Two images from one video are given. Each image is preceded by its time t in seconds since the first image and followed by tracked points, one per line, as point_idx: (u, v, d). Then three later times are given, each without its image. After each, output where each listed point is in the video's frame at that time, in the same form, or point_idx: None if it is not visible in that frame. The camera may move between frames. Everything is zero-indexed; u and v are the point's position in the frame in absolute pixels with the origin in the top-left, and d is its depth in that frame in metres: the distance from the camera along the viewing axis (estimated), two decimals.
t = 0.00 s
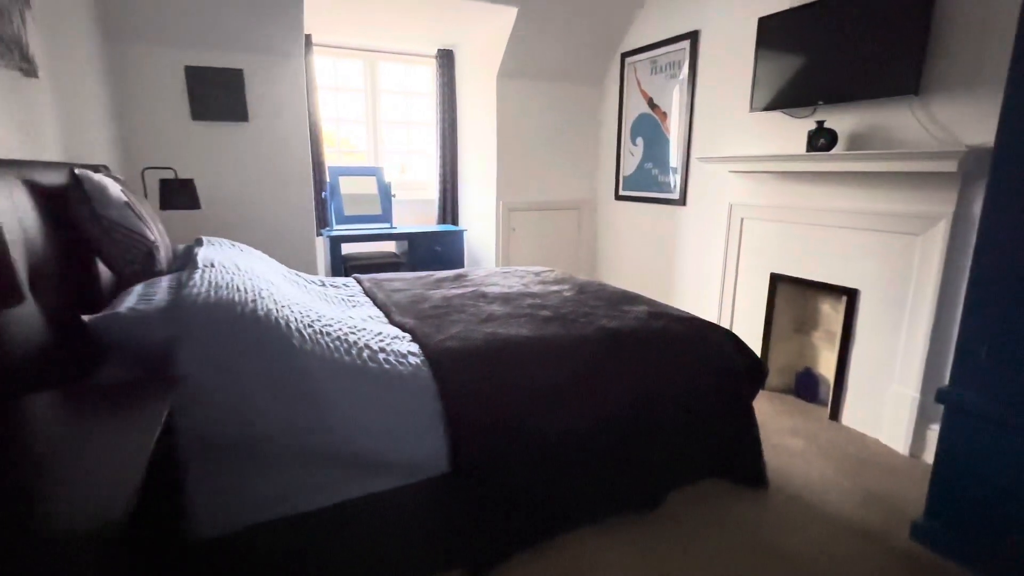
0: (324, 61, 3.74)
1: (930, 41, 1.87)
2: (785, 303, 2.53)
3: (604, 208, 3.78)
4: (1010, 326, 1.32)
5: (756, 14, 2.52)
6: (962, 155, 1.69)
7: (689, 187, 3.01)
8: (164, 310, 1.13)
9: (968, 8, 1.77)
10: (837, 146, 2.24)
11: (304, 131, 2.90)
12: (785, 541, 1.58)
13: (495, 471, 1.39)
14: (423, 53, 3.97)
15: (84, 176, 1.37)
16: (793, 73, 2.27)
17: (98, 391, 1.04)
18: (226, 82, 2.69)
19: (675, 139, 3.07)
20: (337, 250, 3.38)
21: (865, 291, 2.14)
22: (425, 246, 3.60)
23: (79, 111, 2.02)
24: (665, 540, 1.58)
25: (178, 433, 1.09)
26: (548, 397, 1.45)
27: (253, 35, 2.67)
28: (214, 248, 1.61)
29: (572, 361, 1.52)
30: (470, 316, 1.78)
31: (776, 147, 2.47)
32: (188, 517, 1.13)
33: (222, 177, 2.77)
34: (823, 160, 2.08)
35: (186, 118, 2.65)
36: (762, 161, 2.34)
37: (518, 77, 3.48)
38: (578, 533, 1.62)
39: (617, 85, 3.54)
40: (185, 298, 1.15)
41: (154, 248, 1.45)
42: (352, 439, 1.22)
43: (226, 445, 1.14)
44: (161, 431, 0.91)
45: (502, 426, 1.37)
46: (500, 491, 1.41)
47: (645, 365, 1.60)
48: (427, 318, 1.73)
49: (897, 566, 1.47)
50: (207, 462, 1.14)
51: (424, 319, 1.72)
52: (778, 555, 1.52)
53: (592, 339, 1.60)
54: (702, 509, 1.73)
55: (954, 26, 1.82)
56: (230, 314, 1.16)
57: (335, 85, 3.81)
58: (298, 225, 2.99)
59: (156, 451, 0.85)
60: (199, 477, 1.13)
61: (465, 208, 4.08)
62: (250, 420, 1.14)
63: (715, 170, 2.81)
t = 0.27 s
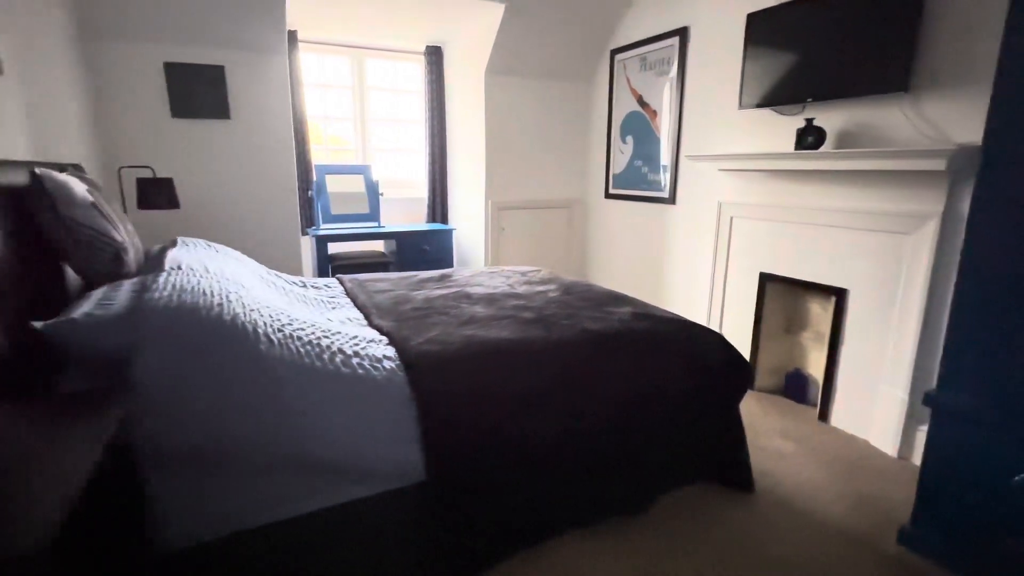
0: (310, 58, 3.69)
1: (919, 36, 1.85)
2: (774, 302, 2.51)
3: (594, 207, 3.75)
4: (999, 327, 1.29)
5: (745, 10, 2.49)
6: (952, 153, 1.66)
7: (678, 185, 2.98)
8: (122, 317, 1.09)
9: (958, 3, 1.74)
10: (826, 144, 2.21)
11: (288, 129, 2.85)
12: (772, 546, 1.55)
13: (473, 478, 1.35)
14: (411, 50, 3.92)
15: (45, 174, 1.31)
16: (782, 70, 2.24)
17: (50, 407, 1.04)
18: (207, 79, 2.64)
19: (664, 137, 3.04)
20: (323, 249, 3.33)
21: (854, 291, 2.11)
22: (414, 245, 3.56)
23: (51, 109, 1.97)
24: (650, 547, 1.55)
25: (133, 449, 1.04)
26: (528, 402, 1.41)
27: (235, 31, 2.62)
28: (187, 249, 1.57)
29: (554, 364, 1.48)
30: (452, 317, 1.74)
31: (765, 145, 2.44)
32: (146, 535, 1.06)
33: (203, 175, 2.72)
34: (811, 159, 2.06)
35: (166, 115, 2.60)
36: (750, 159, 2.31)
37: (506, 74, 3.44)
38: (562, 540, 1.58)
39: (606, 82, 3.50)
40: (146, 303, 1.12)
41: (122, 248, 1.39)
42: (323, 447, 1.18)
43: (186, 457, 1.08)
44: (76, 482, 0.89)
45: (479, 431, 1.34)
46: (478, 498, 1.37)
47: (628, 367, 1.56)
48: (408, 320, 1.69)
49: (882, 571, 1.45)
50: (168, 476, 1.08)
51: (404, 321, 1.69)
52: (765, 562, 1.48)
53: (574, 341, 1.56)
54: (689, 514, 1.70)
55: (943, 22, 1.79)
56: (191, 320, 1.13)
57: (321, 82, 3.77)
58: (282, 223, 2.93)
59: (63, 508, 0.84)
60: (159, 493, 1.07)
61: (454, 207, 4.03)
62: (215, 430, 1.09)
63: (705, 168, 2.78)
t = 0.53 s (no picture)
0: (291, 55, 3.63)
1: (902, 33, 1.82)
2: (759, 302, 2.48)
3: (580, 206, 3.71)
4: (979, 329, 1.27)
5: (729, 6, 2.45)
6: (933, 151, 1.64)
7: (663, 184, 2.95)
8: (64, 323, 1.04)
9: None
10: (810, 142, 2.18)
11: (265, 126, 2.79)
12: (751, 553, 1.52)
13: (442, 487, 1.31)
14: (394, 47, 3.86)
15: None
16: (765, 67, 2.21)
17: None
18: (180, 75, 2.57)
19: (649, 135, 3.01)
20: (304, 249, 3.28)
21: (837, 291, 2.09)
22: (397, 245, 3.51)
23: (13, 105, 1.91)
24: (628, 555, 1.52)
25: (69, 464, 1.00)
26: (500, 408, 1.37)
27: (209, 26, 2.56)
28: (149, 250, 1.52)
29: (527, 369, 1.44)
30: (425, 320, 1.70)
31: (749, 144, 2.41)
32: (88, 548, 1.03)
33: (178, 174, 2.66)
34: (793, 157, 2.03)
35: (138, 112, 2.54)
36: (733, 158, 2.28)
37: (490, 71, 3.39)
38: (538, 549, 1.54)
39: (591, 80, 3.47)
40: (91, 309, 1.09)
41: (76, 248, 1.34)
42: (280, 459, 1.14)
43: (134, 471, 1.04)
44: None
45: (448, 439, 1.30)
46: (447, 508, 1.33)
47: (605, 371, 1.52)
48: (379, 323, 1.64)
49: None
50: (115, 488, 1.04)
51: (376, 325, 1.64)
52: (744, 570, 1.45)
53: (548, 344, 1.52)
54: (668, 520, 1.66)
55: (925, 17, 1.76)
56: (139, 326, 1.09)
57: (303, 80, 3.71)
58: (260, 223, 2.87)
59: None
60: (105, 506, 1.04)
61: (439, 206, 3.99)
62: (163, 441, 1.06)
63: (689, 167, 2.75)
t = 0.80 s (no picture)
0: (267, 52, 3.53)
1: (888, 29, 1.76)
2: (744, 306, 2.42)
3: (564, 207, 3.64)
4: (968, 338, 1.21)
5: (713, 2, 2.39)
6: (921, 150, 1.58)
7: (647, 184, 2.88)
8: None
9: None
10: (794, 141, 2.12)
11: (236, 125, 2.70)
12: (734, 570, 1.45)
13: (405, 508, 1.23)
14: (374, 44, 3.77)
15: None
16: (749, 64, 2.15)
17: None
18: (146, 72, 2.48)
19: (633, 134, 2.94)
20: (280, 252, 3.18)
21: (824, 295, 2.03)
22: (377, 246, 3.41)
23: None
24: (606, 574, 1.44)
25: None
26: (468, 422, 1.29)
27: (174, 20, 2.46)
28: (97, 256, 1.44)
29: (497, 379, 1.36)
30: (394, 328, 1.62)
31: (733, 143, 2.35)
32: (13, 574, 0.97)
33: (143, 174, 2.56)
34: (777, 156, 1.97)
35: (100, 110, 2.44)
36: (717, 158, 2.22)
37: (471, 69, 3.32)
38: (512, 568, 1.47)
39: (575, 78, 3.40)
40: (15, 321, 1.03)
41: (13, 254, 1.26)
42: (224, 482, 1.07)
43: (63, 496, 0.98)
44: None
45: (411, 456, 1.22)
46: (411, 530, 1.24)
47: (580, 381, 1.45)
48: (345, 332, 1.56)
49: None
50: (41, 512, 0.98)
51: (341, 333, 1.56)
52: None
53: (522, 354, 1.44)
54: (649, 535, 1.59)
55: (911, 13, 1.70)
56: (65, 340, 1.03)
57: (280, 77, 3.61)
58: (231, 225, 2.77)
59: None
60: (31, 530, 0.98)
61: (421, 207, 3.90)
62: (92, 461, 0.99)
63: (673, 167, 2.69)
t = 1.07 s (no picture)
0: (238, 46, 3.40)
1: (878, 20, 1.68)
2: (731, 309, 2.33)
3: (548, 208, 3.54)
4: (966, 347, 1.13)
5: None
6: (915, 146, 1.50)
7: (631, 184, 2.79)
8: None
9: None
10: (782, 138, 2.04)
11: (201, 121, 2.56)
12: None
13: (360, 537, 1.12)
14: (352, 40, 3.65)
15: None
16: (735, 59, 2.06)
17: None
18: (102, 65, 2.34)
19: (616, 132, 2.85)
20: (251, 254, 3.05)
21: (812, 298, 1.95)
22: (354, 247, 3.30)
23: None
24: None
25: None
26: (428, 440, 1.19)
27: (132, 10, 2.33)
28: (28, 263, 1.33)
29: (462, 393, 1.26)
30: (357, 337, 1.51)
31: (719, 140, 2.27)
32: None
33: (101, 173, 2.43)
34: (764, 154, 1.89)
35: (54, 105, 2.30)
36: (702, 156, 2.13)
37: (451, 65, 3.21)
38: None
39: (558, 75, 3.30)
40: None
41: None
42: (148, 515, 0.96)
43: None
44: None
45: (365, 479, 1.12)
46: (365, 562, 1.14)
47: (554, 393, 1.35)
48: (302, 342, 1.45)
49: None
50: None
51: (298, 343, 1.45)
52: None
53: (491, 364, 1.34)
54: (630, 556, 1.50)
55: (903, 3, 1.62)
56: None
57: (253, 73, 3.48)
58: (197, 226, 2.64)
59: None
60: None
61: (401, 208, 3.78)
62: None
63: (658, 165, 2.61)
